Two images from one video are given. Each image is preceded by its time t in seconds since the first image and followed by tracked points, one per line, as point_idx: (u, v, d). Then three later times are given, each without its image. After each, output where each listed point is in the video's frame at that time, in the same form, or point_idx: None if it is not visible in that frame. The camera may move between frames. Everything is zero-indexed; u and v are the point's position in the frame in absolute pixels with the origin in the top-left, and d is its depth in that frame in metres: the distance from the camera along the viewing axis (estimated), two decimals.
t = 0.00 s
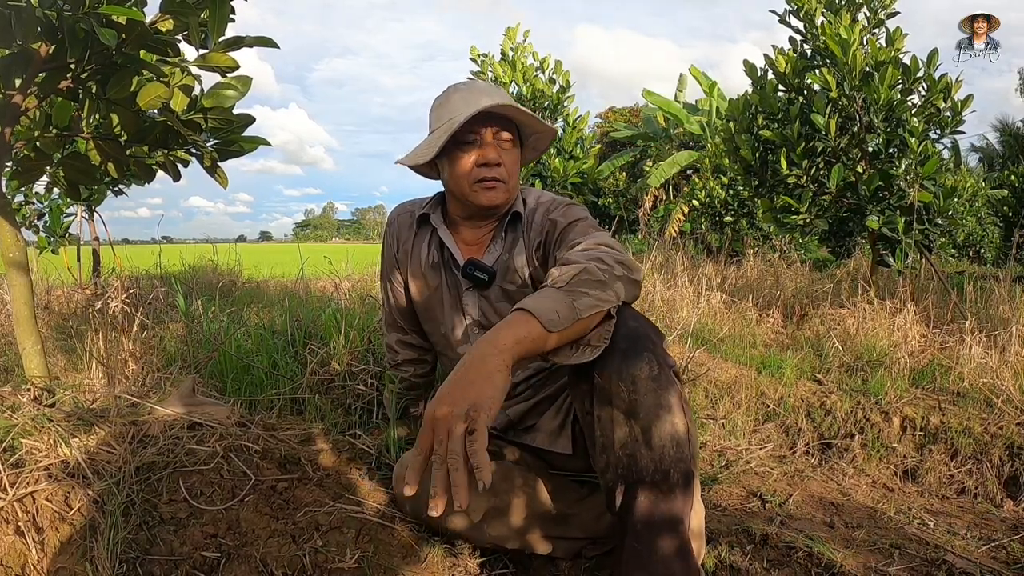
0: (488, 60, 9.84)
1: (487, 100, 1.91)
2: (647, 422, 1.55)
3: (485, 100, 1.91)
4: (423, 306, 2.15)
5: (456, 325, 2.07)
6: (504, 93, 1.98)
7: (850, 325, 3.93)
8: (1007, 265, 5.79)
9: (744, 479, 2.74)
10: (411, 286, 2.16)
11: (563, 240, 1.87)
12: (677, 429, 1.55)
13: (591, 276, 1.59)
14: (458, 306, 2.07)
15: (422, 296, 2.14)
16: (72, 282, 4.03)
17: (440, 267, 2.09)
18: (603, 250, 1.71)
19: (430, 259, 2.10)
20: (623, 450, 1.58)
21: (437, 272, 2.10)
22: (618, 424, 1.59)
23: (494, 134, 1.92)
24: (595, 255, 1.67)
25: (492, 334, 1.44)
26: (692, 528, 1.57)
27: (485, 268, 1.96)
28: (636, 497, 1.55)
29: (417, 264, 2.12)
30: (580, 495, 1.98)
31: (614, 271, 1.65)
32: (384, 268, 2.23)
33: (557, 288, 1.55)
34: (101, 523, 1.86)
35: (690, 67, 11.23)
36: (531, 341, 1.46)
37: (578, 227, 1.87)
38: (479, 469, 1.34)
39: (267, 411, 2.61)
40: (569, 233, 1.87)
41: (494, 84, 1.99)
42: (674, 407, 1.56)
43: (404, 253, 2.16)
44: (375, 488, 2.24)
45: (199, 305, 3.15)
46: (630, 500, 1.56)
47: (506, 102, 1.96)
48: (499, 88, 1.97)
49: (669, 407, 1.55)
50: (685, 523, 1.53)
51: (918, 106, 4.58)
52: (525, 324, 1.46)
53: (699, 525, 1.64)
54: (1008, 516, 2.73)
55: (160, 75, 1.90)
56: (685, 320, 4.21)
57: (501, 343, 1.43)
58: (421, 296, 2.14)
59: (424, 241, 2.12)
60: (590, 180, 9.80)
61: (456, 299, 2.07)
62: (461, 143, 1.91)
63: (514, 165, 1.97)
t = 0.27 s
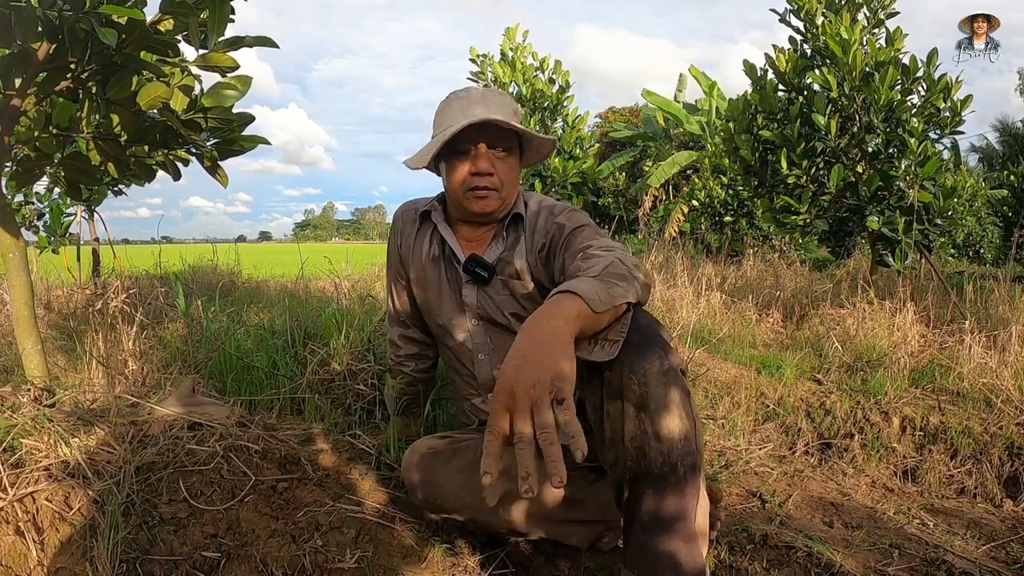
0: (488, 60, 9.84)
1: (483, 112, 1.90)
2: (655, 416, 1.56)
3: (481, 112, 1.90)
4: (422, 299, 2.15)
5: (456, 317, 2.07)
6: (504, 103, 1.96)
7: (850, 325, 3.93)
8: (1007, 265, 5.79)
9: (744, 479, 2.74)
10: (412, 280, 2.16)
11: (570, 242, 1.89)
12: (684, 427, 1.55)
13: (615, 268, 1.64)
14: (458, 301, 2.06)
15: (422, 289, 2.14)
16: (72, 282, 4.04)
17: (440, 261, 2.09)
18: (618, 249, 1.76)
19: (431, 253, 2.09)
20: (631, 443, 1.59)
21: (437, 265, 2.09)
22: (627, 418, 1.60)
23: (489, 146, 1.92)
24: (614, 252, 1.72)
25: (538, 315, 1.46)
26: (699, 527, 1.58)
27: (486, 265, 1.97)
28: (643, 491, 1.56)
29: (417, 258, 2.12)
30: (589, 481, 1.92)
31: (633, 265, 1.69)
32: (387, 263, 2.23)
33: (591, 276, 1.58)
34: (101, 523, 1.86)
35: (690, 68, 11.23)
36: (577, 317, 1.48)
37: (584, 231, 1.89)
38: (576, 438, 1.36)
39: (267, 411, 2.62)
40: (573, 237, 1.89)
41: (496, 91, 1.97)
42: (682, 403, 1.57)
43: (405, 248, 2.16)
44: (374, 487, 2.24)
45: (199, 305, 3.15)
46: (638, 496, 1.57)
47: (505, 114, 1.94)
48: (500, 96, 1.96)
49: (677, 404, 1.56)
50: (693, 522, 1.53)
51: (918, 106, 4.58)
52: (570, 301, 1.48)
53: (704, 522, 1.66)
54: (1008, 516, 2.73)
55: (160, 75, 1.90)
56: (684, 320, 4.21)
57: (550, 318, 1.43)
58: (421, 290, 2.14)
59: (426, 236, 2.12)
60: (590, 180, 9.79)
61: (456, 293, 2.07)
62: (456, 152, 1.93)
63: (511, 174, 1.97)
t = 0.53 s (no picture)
0: (488, 60, 9.83)
1: (483, 121, 1.88)
2: (652, 408, 1.56)
3: (482, 121, 1.88)
4: (429, 293, 2.15)
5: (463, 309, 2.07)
6: (507, 109, 1.93)
7: (850, 325, 3.93)
8: (1006, 265, 5.79)
9: (744, 479, 2.74)
10: (420, 276, 2.16)
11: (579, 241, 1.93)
12: (681, 425, 1.55)
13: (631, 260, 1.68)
14: (465, 295, 2.06)
15: (429, 283, 2.14)
16: (72, 282, 4.04)
17: (448, 257, 2.09)
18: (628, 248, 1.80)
19: (439, 249, 2.10)
20: (627, 433, 1.59)
21: (444, 259, 2.09)
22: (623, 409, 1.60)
23: (490, 155, 1.91)
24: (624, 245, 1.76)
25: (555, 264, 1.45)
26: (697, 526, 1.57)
27: (492, 258, 1.96)
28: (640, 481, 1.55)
29: (426, 254, 2.13)
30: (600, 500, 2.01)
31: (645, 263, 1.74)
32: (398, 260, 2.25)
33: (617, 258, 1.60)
34: (101, 523, 1.86)
35: (689, 68, 11.23)
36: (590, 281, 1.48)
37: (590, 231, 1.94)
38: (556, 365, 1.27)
39: (267, 411, 2.62)
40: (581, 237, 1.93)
41: (501, 96, 1.94)
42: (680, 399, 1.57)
43: (414, 244, 2.17)
44: (374, 488, 2.24)
45: (199, 305, 3.15)
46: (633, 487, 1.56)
47: (507, 122, 1.91)
48: (503, 102, 1.92)
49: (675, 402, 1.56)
50: (690, 520, 1.52)
51: (918, 106, 4.58)
52: (589, 263, 1.49)
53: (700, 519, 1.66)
54: (1007, 516, 2.73)
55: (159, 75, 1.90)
56: (684, 321, 4.21)
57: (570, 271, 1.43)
58: (428, 285, 2.14)
59: (435, 232, 2.13)
60: (590, 180, 9.79)
61: (463, 287, 2.07)
62: (458, 159, 1.92)
63: (517, 178, 1.96)
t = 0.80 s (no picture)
0: (488, 60, 9.83)
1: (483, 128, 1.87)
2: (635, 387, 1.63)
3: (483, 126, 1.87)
4: (438, 293, 2.17)
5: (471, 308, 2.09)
6: (508, 110, 1.90)
7: (850, 325, 3.93)
8: (1006, 265, 5.79)
9: (744, 479, 2.74)
10: (428, 275, 2.17)
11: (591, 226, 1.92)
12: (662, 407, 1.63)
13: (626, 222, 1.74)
14: (473, 295, 2.08)
15: (439, 283, 2.16)
16: (72, 282, 4.03)
17: (456, 257, 2.10)
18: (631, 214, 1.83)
19: (447, 249, 2.11)
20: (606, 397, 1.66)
21: (451, 258, 2.11)
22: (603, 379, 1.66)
23: (492, 158, 1.89)
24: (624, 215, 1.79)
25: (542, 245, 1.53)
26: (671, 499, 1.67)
27: (500, 257, 1.93)
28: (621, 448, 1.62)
29: (434, 254, 2.13)
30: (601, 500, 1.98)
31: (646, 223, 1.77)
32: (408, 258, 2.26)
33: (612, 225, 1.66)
34: (100, 523, 1.87)
35: (689, 68, 11.23)
36: (584, 248, 1.55)
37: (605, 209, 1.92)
38: (557, 327, 1.38)
39: (267, 411, 2.62)
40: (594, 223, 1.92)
41: (500, 96, 1.91)
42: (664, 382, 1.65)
43: (423, 245, 2.19)
44: (373, 488, 2.24)
45: (199, 305, 3.15)
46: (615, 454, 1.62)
47: (508, 124, 1.90)
48: (503, 103, 1.90)
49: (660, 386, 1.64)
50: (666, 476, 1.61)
51: (918, 106, 4.58)
52: (579, 226, 1.57)
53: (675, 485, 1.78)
54: (1007, 515, 2.73)
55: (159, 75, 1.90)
56: (685, 321, 4.21)
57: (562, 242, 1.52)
58: (437, 284, 2.16)
59: (444, 231, 2.12)
60: (590, 180, 9.78)
61: (470, 286, 2.09)
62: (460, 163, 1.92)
63: (523, 178, 1.95)
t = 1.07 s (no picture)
0: (488, 60, 9.83)
1: (473, 132, 1.83)
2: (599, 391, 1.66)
3: (472, 131, 1.83)
4: (436, 297, 2.18)
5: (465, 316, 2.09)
6: (498, 112, 1.86)
7: (850, 325, 3.93)
8: (1006, 265, 5.79)
9: (744, 479, 2.74)
10: (425, 279, 2.19)
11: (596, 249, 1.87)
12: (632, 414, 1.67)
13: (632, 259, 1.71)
14: (467, 302, 2.08)
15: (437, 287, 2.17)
16: (72, 282, 4.03)
17: (450, 263, 2.10)
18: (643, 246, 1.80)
19: (442, 254, 2.12)
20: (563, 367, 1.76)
21: (446, 264, 2.11)
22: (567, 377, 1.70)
23: (485, 168, 1.83)
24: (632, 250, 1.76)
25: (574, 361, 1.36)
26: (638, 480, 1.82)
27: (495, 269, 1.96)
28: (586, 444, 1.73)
29: (430, 258, 2.15)
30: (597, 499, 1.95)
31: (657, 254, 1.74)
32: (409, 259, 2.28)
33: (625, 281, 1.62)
34: (100, 523, 1.87)
35: (689, 68, 11.24)
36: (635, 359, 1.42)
37: (616, 238, 1.84)
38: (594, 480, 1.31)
39: (267, 411, 2.62)
40: (600, 248, 1.86)
41: (488, 99, 1.87)
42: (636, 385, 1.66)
43: (421, 250, 2.20)
44: (373, 488, 2.24)
45: (198, 305, 3.15)
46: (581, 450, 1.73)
47: (500, 127, 1.85)
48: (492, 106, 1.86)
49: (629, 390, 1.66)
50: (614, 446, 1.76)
51: (917, 106, 4.58)
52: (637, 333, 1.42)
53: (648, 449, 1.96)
54: (1007, 516, 2.73)
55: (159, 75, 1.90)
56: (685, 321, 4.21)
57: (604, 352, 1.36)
58: (433, 289, 2.17)
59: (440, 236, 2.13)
60: (590, 180, 9.78)
61: (464, 294, 2.08)
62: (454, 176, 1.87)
63: (519, 185, 1.89)
